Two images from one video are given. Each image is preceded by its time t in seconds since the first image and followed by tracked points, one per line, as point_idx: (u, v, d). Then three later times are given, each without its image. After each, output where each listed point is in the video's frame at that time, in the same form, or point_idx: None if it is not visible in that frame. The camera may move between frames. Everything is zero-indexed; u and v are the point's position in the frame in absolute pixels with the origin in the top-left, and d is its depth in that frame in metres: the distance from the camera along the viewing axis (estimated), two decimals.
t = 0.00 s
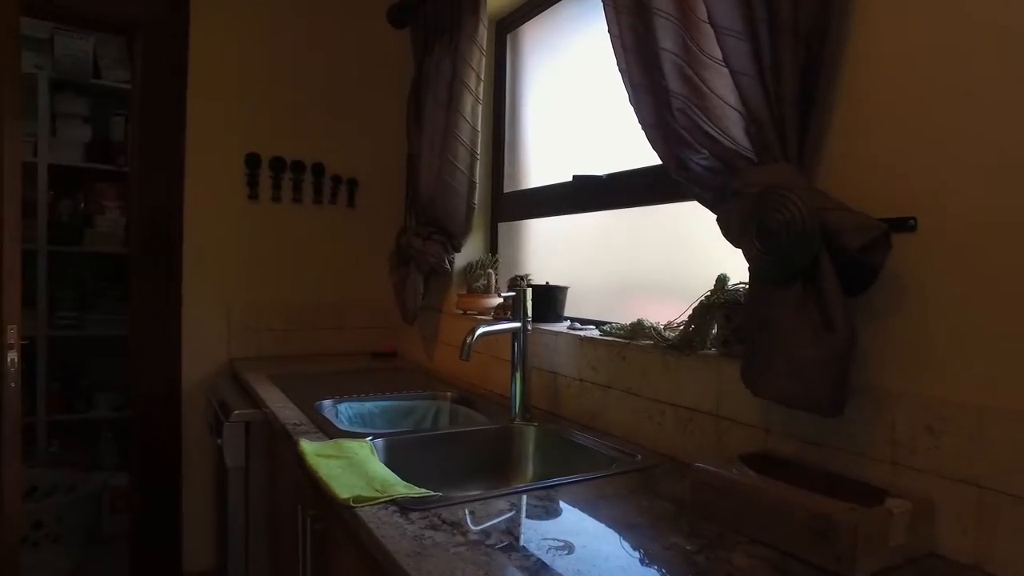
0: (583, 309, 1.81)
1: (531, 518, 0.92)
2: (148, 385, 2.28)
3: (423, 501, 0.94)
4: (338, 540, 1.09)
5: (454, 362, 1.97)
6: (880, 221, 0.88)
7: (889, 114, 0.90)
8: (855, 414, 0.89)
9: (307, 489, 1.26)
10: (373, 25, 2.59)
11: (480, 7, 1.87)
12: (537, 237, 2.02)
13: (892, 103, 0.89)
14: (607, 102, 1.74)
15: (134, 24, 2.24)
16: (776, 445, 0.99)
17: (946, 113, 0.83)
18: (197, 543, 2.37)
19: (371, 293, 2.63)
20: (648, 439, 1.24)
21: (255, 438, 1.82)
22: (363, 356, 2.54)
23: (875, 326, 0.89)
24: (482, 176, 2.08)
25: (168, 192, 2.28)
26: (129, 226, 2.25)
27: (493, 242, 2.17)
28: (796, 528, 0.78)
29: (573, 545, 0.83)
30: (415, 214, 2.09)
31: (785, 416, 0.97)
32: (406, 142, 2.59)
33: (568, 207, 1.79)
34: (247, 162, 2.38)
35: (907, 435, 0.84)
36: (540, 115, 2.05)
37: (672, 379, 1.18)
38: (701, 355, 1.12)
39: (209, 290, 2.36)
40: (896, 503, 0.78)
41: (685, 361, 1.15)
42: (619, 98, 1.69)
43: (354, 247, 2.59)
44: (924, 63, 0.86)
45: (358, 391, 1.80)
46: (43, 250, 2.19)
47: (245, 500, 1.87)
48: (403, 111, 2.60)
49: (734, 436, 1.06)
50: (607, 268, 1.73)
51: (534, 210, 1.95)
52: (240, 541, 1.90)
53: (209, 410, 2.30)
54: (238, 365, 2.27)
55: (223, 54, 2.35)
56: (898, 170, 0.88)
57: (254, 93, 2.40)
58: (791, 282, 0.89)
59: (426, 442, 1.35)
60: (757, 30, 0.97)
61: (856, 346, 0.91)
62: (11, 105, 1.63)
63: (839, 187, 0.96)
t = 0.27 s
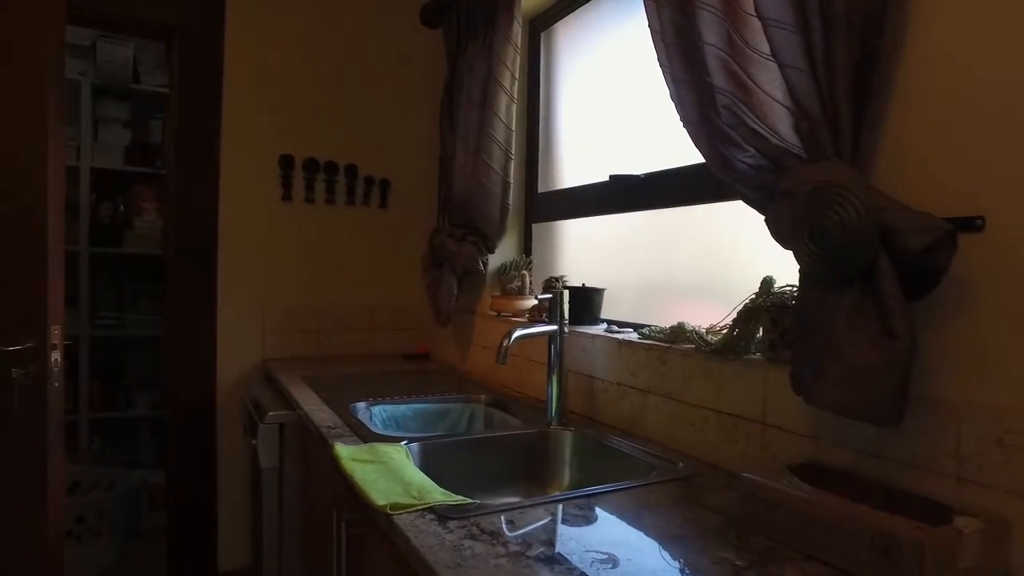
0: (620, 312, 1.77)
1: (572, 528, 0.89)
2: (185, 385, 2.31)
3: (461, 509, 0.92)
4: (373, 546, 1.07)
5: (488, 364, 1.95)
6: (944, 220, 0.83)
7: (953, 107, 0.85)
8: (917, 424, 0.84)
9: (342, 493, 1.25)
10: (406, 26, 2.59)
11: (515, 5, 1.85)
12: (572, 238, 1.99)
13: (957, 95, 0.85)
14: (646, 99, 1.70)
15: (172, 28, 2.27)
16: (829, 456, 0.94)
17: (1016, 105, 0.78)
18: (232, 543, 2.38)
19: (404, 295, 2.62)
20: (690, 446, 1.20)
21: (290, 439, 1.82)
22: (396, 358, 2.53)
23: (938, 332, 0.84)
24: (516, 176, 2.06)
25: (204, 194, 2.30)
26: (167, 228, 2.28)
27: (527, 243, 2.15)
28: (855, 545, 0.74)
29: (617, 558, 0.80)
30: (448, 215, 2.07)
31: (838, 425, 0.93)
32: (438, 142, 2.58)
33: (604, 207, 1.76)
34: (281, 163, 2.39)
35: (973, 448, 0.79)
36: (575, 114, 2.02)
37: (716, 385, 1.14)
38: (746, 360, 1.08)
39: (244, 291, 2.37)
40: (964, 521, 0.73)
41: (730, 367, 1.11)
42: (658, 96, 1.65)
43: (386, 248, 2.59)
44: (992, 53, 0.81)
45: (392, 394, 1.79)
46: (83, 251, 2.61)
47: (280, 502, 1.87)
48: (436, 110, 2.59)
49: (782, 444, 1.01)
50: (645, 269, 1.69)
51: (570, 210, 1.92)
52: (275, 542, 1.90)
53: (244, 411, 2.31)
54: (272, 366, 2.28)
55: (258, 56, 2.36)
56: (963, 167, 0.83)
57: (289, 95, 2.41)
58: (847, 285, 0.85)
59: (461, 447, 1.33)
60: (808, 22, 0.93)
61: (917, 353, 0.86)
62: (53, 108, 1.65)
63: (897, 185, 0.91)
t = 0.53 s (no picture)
0: (655, 313, 1.74)
1: (610, 536, 0.87)
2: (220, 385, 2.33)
3: (496, 515, 0.91)
4: (406, 550, 1.07)
5: (521, 366, 1.94)
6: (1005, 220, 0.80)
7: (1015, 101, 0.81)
8: (976, 434, 0.80)
9: (375, 495, 1.25)
10: (438, 26, 2.59)
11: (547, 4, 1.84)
12: (606, 239, 1.96)
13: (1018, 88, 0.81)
14: (681, 98, 1.66)
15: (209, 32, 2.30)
16: (878, 465, 0.91)
17: None
18: (265, 543, 2.40)
19: (436, 295, 2.62)
20: (728, 453, 1.17)
21: (322, 439, 1.82)
22: (427, 359, 2.53)
23: (997, 337, 0.81)
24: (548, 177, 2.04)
25: (239, 196, 2.32)
26: (203, 230, 2.31)
27: (559, 244, 2.13)
28: (910, 561, 0.71)
29: (658, 569, 0.77)
30: (480, 216, 2.07)
31: (888, 433, 0.89)
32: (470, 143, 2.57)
33: (639, 208, 1.73)
34: (314, 165, 2.41)
35: None
36: (608, 113, 1.99)
37: (756, 390, 1.11)
38: (788, 365, 1.05)
39: (277, 292, 2.39)
40: None
41: (770, 371, 1.08)
42: (693, 93, 1.61)
43: (418, 249, 2.59)
44: None
45: (424, 395, 1.79)
46: (124, 253, 2.72)
47: (312, 502, 1.88)
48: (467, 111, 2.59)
49: (827, 453, 0.98)
50: (681, 271, 1.66)
51: (603, 210, 1.90)
52: (308, 542, 1.91)
53: (277, 412, 2.32)
54: (305, 367, 2.29)
55: (292, 59, 2.38)
56: None
57: (323, 97, 2.43)
58: (898, 288, 0.82)
59: (494, 450, 1.32)
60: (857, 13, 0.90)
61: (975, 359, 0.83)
62: (95, 113, 1.68)
63: (952, 184, 0.88)
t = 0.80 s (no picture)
0: (693, 315, 1.71)
1: (653, 544, 0.84)
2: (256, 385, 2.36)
3: (535, 521, 0.89)
4: (443, 554, 1.05)
5: (556, 368, 1.92)
6: None
7: None
8: None
9: (411, 498, 1.24)
10: (472, 27, 2.58)
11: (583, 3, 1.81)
12: (642, 239, 1.93)
13: None
14: (720, 94, 1.62)
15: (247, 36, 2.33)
16: (935, 476, 0.87)
17: None
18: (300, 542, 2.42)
19: (469, 296, 2.62)
20: (772, 460, 1.13)
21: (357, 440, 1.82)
22: (461, 360, 2.52)
23: None
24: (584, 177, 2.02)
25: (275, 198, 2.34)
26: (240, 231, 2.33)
27: (595, 245, 2.10)
28: None
29: None
30: (514, 217, 2.05)
31: (947, 442, 0.85)
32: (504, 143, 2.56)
33: (677, 208, 1.70)
34: (349, 167, 2.42)
35: None
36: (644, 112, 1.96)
37: (802, 395, 1.07)
38: (836, 369, 1.02)
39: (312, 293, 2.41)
40: None
41: (817, 376, 1.04)
42: (733, 90, 1.57)
43: (451, 250, 2.58)
44: None
45: (459, 397, 1.78)
46: (163, 254, 2.81)
47: (347, 503, 1.88)
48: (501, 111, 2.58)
49: (879, 461, 0.94)
50: (721, 272, 1.62)
51: (639, 211, 1.87)
52: (342, 543, 1.92)
53: (312, 412, 2.34)
54: (340, 368, 2.30)
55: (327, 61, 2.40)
56: None
57: (357, 99, 2.44)
58: (959, 291, 0.78)
59: (530, 453, 1.30)
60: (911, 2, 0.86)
61: None
62: (138, 116, 1.71)
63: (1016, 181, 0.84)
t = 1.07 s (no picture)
0: (736, 318, 1.67)
1: (700, 555, 0.82)
2: (297, 385, 2.38)
3: (577, 529, 0.87)
4: (483, 561, 1.04)
5: (596, 371, 1.90)
6: None
7: None
8: None
9: (450, 502, 1.23)
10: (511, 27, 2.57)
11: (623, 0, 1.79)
12: (684, 240, 1.89)
13: None
14: (765, 91, 1.58)
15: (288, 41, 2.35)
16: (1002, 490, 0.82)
17: None
18: (339, 543, 2.43)
19: (507, 298, 2.61)
20: (822, 469, 1.09)
21: (396, 442, 1.83)
22: (499, 362, 2.52)
23: None
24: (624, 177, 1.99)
25: (316, 200, 2.36)
26: (282, 234, 2.36)
27: (635, 246, 2.07)
28: None
29: None
30: (553, 219, 2.03)
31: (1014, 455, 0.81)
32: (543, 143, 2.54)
33: (720, 208, 1.66)
34: (388, 168, 2.43)
35: None
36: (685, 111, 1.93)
37: (854, 402, 1.03)
38: (892, 376, 0.97)
39: (352, 294, 2.42)
40: None
41: (871, 382, 1.00)
42: (779, 87, 1.53)
43: (489, 251, 2.58)
44: None
45: (498, 400, 1.77)
46: (207, 256, 2.86)
47: (386, 504, 1.88)
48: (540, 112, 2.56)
49: (939, 474, 0.90)
50: (767, 275, 1.58)
51: (681, 211, 1.84)
52: (381, 544, 1.92)
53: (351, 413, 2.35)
54: (378, 369, 2.31)
55: (367, 64, 2.41)
56: None
57: (396, 101, 2.45)
58: None
59: (571, 458, 1.28)
60: None
61: None
62: (185, 122, 1.74)
63: None
